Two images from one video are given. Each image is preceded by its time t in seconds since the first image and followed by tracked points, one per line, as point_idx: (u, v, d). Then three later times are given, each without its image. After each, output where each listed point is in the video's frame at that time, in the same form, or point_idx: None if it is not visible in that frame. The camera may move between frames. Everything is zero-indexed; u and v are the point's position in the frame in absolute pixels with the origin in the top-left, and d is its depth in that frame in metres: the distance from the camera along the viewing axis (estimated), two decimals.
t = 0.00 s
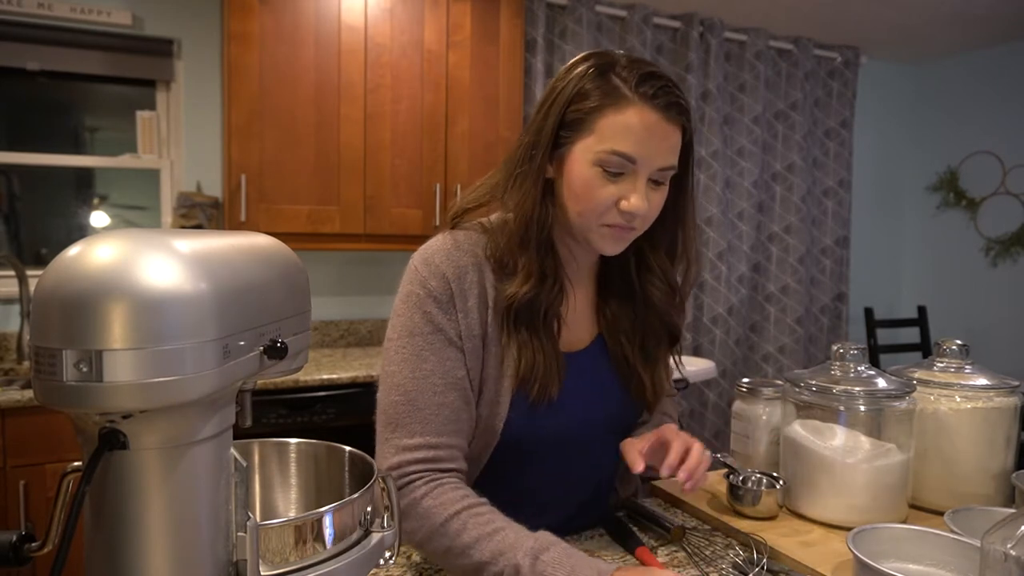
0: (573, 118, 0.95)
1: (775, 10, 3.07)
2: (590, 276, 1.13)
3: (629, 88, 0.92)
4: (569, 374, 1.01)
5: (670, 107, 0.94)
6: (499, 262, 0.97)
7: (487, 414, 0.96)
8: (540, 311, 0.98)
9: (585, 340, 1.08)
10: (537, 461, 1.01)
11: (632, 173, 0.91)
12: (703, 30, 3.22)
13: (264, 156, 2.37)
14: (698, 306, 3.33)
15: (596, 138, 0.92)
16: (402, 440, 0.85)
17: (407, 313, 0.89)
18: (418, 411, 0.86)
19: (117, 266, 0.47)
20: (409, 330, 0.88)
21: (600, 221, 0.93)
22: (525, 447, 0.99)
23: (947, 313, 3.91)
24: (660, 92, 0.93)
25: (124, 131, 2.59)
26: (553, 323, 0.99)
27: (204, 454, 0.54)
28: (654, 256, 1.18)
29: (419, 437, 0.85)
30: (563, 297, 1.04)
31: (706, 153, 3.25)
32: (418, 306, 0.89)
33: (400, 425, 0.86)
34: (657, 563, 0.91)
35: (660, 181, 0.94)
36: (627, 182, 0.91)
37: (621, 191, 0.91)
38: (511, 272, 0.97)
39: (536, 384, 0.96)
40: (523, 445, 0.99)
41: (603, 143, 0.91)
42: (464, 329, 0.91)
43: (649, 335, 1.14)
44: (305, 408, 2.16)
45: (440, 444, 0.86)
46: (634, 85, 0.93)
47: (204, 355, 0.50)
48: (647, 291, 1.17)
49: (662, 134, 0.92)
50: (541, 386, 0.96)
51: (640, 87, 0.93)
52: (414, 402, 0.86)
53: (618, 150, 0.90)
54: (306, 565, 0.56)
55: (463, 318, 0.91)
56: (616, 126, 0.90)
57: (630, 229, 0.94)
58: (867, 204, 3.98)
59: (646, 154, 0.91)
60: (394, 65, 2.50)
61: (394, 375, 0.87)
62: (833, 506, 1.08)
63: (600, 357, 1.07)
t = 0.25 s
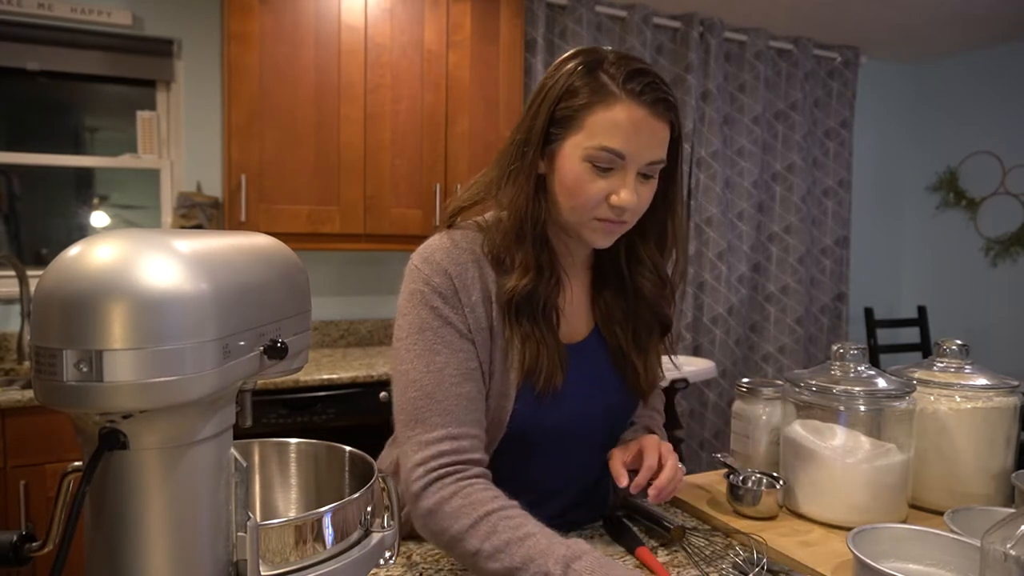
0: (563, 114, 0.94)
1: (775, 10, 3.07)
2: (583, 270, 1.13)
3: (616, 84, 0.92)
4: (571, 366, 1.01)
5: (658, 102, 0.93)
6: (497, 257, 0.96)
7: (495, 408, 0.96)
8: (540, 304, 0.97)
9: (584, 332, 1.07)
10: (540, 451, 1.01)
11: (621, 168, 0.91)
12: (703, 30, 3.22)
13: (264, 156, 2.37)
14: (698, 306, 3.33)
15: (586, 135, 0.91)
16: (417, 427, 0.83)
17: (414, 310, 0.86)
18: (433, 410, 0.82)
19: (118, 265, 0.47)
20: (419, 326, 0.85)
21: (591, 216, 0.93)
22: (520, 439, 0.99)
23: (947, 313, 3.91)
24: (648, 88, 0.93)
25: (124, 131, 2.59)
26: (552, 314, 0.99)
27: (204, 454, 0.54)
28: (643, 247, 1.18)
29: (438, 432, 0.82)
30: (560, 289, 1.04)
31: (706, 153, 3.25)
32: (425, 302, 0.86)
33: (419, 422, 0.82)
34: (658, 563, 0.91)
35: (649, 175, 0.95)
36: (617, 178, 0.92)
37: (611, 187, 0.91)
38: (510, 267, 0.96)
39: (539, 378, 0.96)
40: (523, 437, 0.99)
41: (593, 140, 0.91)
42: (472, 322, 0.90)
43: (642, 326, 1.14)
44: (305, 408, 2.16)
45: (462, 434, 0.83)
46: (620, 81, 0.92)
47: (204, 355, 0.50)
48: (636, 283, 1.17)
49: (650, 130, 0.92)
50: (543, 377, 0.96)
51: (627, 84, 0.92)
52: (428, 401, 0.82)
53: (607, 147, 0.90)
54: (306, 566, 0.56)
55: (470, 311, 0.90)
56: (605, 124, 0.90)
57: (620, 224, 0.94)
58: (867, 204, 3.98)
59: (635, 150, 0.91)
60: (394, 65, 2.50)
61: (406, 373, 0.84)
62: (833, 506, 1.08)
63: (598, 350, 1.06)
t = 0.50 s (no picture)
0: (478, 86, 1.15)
1: (775, 10, 3.07)
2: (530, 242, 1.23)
3: (512, 47, 1.11)
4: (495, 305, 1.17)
5: (552, 59, 1.10)
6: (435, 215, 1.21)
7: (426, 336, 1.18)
8: (461, 246, 1.19)
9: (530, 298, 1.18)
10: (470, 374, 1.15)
11: (519, 116, 1.08)
12: (704, 30, 3.22)
13: (264, 156, 2.37)
14: (698, 306, 3.33)
15: (490, 92, 1.10)
16: (374, 368, 0.91)
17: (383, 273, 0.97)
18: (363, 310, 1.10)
19: (119, 265, 0.47)
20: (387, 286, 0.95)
21: (503, 163, 1.09)
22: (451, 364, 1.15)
23: (946, 313, 3.91)
24: (536, 44, 1.10)
25: (124, 131, 2.60)
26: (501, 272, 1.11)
27: (204, 455, 0.54)
28: (582, 209, 1.26)
29: (463, 397, 0.79)
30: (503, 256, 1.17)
31: (706, 152, 3.25)
32: (381, 240, 1.17)
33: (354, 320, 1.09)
34: (658, 564, 0.91)
35: (553, 124, 1.10)
36: (518, 124, 1.08)
37: (513, 132, 1.07)
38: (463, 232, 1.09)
39: (456, 314, 1.16)
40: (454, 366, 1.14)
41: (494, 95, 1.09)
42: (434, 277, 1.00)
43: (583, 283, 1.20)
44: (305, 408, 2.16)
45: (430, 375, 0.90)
46: (515, 44, 1.11)
47: (204, 355, 0.50)
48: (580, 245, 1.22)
49: (546, 80, 1.08)
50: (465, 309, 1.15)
51: (519, 45, 1.10)
52: (355, 302, 1.09)
53: (503, 97, 1.07)
54: (306, 566, 0.57)
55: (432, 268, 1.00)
56: (502, 79, 1.09)
57: (531, 170, 1.08)
58: (867, 204, 3.98)
59: (530, 98, 1.07)
60: (394, 65, 2.50)
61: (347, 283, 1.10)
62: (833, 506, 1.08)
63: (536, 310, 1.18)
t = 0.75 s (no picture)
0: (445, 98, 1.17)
1: (775, 10, 3.07)
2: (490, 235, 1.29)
3: (480, 67, 1.15)
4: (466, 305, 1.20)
5: (517, 78, 1.15)
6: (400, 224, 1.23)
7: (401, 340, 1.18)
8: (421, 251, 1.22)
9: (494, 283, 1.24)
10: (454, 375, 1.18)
11: (492, 134, 1.12)
12: (703, 30, 3.22)
13: (264, 156, 2.37)
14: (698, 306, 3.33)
15: (461, 111, 1.14)
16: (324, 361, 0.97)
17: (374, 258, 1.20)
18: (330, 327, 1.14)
19: (119, 265, 0.47)
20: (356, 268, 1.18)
21: (478, 178, 1.13)
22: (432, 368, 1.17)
23: (946, 313, 3.91)
24: (506, 66, 1.15)
25: (124, 131, 2.60)
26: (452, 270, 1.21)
27: (204, 454, 0.54)
28: (542, 207, 1.32)
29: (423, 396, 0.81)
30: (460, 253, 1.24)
31: (706, 152, 3.25)
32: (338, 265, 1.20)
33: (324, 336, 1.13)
34: (658, 563, 0.91)
35: (519, 141, 1.15)
36: (491, 143, 1.12)
37: (487, 150, 1.12)
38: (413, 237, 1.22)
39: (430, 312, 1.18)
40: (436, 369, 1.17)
41: (466, 114, 1.13)
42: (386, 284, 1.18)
43: (550, 272, 1.27)
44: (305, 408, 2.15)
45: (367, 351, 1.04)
46: (481, 63, 1.15)
47: (205, 355, 0.50)
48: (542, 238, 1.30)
49: (513, 101, 1.14)
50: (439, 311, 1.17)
51: (487, 65, 1.15)
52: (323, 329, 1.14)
53: (477, 117, 1.12)
54: (306, 566, 0.57)
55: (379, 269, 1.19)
56: (477, 100, 1.13)
57: (503, 184, 1.14)
58: (868, 204, 3.98)
59: (501, 118, 1.12)
60: (394, 65, 2.50)
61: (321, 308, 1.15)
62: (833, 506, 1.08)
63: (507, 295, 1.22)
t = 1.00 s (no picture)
0: (580, 105, 1.04)
1: (775, 10, 3.07)
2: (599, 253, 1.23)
3: (627, 78, 1.01)
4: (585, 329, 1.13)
5: (664, 94, 1.02)
6: (529, 228, 1.07)
7: (516, 362, 1.06)
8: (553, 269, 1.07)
9: (599, 308, 1.18)
10: (566, 400, 1.10)
11: (631, 154, 1.01)
12: (703, 30, 3.22)
13: (264, 156, 2.37)
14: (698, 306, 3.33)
15: (598, 124, 1.01)
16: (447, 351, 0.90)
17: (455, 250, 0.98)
18: (483, 332, 0.93)
19: (119, 265, 0.47)
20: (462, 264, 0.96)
21: (606, 200, 1.03)
22: (545, 394, 1.09)
23: (946, 313, 3.91)
24: (656, 80, 1.02)
25: (124, 131, 2.60)
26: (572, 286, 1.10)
27: (204, 454, 0.54)
28: (654, 228, 1.27)
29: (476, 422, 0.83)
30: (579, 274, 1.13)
31: (706, 153, 3.25)
32: (454, 243, 0.99)
33: (462, 342, 0.90)
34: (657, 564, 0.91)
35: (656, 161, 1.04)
36: (627, 163, 1.01)
37: (622, 171, 1.01)
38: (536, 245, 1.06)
39: (557, 337, 1.06)
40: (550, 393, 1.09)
41: (604, 127, 1.00)
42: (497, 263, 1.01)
43: (652, 300, 1.25)
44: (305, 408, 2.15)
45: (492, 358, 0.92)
46: (628, 75, 1.01)
47: (205, 355, 0.51)
48: (651, 265, 1.27)
49: (658, 118, 1.01)
50: (566, 339, 1.07)
51: (633, 75, 1.01)
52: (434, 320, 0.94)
53: (616, 133, 0.99)
54: (306, 566, 0.56)
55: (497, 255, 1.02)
56: (619, 113, 0.99)
57: (630, 207, 1.04)
58: (868, 204, 3.98)
59: (644, 137, 1.00)
60: (394, 65, 2.50)
61: (443, 308, 0.92)
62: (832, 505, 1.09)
63: (611, 322, 1.17)
